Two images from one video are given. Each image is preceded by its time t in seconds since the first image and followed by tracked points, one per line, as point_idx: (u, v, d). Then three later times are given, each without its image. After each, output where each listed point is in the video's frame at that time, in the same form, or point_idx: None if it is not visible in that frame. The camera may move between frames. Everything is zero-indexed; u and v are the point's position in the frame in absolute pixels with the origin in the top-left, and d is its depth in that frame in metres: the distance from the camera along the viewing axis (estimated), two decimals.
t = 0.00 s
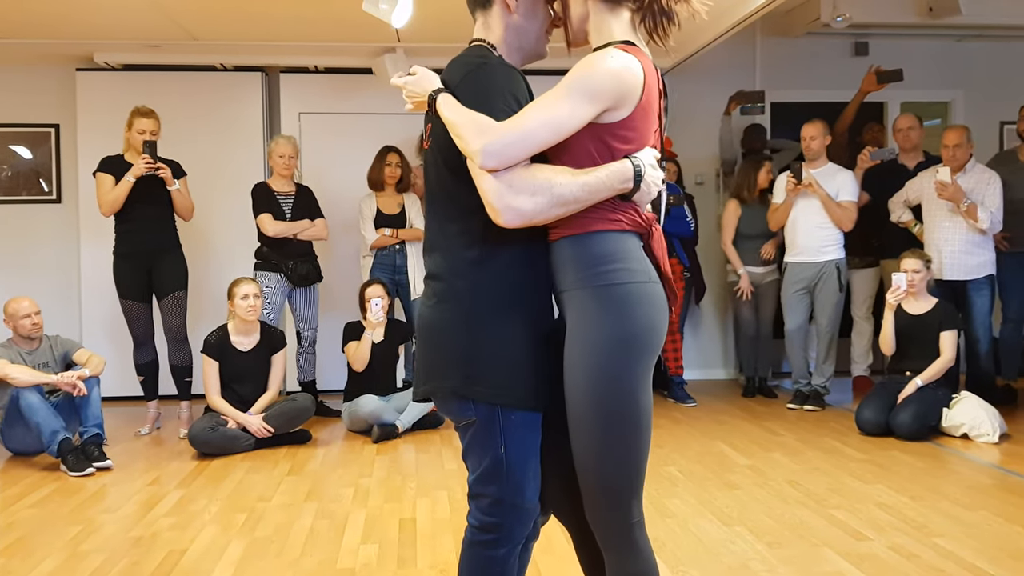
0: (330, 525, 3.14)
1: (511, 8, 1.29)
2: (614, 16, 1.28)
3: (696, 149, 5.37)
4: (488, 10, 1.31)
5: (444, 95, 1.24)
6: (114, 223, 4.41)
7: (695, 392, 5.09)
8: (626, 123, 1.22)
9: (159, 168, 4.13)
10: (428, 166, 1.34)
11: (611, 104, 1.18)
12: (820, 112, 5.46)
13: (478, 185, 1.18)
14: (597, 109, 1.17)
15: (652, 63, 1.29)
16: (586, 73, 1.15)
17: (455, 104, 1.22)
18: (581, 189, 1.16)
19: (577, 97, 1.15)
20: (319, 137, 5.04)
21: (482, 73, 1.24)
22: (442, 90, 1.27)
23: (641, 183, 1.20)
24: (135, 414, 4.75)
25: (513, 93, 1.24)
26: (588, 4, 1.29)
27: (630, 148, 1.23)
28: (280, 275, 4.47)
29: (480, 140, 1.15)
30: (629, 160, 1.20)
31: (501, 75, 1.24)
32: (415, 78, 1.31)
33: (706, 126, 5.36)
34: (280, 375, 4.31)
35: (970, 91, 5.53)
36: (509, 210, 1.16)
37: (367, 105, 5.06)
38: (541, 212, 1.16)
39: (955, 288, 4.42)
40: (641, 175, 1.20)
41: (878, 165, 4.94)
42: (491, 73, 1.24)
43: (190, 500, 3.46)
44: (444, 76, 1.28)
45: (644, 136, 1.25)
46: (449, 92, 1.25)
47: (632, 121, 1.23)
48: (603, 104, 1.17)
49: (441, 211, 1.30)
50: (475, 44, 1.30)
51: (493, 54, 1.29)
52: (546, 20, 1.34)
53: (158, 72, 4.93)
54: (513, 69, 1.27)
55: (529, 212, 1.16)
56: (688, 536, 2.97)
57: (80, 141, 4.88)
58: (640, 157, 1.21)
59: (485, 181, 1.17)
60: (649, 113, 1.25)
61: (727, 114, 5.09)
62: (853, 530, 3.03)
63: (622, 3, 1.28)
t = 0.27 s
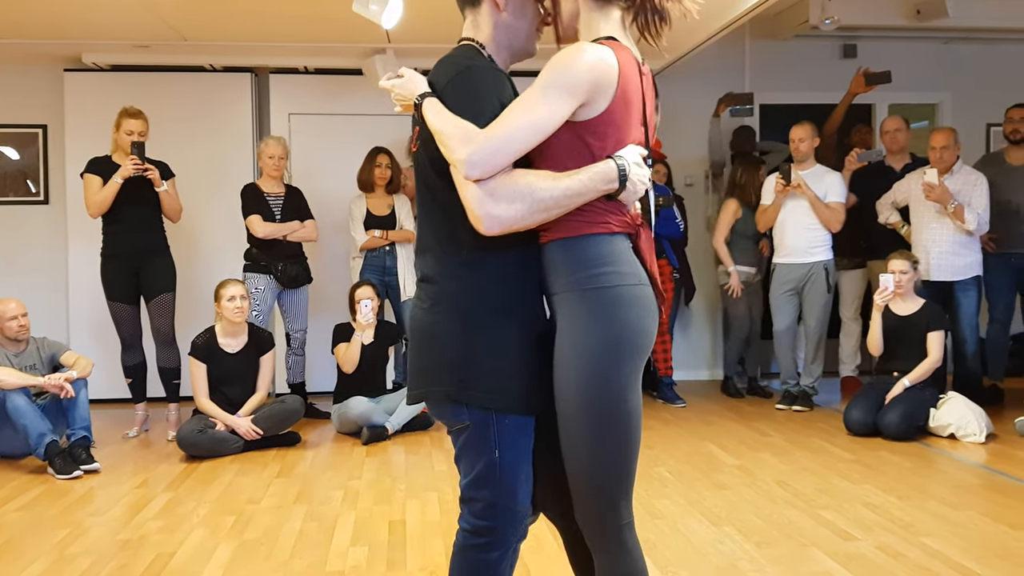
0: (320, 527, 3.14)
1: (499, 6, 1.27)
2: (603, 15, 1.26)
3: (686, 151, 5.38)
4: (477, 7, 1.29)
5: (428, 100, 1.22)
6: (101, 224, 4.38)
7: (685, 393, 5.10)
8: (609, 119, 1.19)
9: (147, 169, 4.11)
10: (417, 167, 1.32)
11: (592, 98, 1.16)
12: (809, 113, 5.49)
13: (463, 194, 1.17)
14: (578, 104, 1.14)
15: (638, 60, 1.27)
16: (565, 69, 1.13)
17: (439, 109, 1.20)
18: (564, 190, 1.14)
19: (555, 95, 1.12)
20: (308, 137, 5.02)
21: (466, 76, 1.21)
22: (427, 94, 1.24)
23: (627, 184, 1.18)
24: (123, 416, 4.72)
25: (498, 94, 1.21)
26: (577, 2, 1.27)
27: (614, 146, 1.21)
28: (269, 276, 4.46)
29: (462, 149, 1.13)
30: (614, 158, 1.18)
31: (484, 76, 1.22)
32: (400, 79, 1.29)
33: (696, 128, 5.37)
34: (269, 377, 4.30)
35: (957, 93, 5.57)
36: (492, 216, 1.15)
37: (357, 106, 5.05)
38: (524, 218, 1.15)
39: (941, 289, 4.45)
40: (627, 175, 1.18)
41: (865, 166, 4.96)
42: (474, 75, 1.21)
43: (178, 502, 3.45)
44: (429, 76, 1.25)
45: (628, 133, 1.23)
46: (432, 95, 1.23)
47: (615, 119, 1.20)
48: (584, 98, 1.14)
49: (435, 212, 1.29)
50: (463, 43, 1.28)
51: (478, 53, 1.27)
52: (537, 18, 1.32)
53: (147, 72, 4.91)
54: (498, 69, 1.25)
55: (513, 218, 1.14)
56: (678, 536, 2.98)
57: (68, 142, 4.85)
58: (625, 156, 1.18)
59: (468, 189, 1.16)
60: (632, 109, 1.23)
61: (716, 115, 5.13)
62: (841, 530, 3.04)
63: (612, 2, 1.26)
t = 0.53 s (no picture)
0: (309, 529, 3.13)
1: (483, 11, 1.27)
2: (582, 15, 1.25)
3: (675, 152, 5.39)
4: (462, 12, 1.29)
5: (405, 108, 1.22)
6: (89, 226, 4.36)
7: (674, 393, 5.11)
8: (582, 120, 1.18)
9: (134, 170, 4.09)
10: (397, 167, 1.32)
11: (564, 104, 1.14)
12: (797, 115, 5.51)
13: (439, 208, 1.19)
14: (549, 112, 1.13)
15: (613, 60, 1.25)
16: (531, 79, 1.11)
17: (413, 121, 1.20)
18: (534, 201, 1.14)
19: (521, 105, 1.11)
20: (297, 138, 5.01)
21: (442, 84, 1.21)
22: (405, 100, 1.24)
23: (604, 181, 1.16)
24: (111, 418, 4.70)
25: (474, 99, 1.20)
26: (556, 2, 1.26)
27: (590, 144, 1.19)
28: (258, 278, 4.45)
29: (431, 165, 1.14)
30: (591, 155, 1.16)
31: (460, 82, 1.21)
32: (380, 81, 1.29)
33: (685, 128, 5.39)
34: (257, 378, 4.29)
35: (944, 95, 5.60)
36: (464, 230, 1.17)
37: (347, 107, 5.05)
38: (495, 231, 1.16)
39: (929, 290, 4.47)
40: (603, 172, 1.16)
41: (853, 167, 4.98)
42: (449, 82, 1.21)
43: (166, 504, 3.43)
44: (406, 80, 1.25)
45: (604, 129, 1.21)
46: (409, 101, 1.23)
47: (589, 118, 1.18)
48: (554, 107, 1.12)
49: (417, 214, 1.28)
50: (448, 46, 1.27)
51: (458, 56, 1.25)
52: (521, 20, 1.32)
53: (135, 73, 4.89)
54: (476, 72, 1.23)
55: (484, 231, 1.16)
56: (667, 537, 2.99)
57: (55, 143, 4.83)
58: (600, 152, 1.17)
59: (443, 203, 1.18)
60: (606, 106, 1.21)
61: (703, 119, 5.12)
62: (829, 530, 3.06)
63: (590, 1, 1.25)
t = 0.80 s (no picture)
0: (299, 531, 3.13)
1: (466, 19, 1.27)
2: (553, 16, 1.24)
3: (664, 155, 5.40)
4: (446, 21, 1.29)
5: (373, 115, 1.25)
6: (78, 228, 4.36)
7: (663, 396, 5.12)
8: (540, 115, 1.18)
9: (123, 172, 4.08)
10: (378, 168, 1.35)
11: (513, 101, 1.14)
12: (786, 117, 5.52)
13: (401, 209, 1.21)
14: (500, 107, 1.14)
15: (579, 60, 1.24)
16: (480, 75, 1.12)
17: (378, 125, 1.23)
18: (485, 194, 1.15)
19: (468, 104, 1.12)
20: (286, 140, 5.01)
21: (410, 86, 1.23)
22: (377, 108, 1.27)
23: (564, 176, 1.16)
24: (100, 421, 4.69)
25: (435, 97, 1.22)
26: (529, 6, 1.26)
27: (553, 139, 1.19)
28: (247, 280, 4.45)
29: (386, 164, 1.17)
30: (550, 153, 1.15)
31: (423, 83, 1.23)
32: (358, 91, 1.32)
33: (673, 131, 5.40)
34: (246, 381, 4.29)
35: (932, 98, 5.62)
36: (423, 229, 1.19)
37: (336, 110, 5.06)
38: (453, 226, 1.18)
39: (918, 292, 4.48)
40: (562, 167, 1.15)
41: (841, 170, 5.00)
42: (415, 84, 1.23)
43: (156, 507, 3.43)
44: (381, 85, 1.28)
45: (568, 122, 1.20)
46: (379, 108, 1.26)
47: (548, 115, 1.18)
48: (504, 102, 1.13)
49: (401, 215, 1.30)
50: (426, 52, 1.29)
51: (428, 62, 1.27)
52: (506, 28, 1.31)
53: (125, 75, 4.89)
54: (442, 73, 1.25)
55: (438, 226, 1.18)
56: (656, 539, 2.99)
57: (45, 145, 4.82)
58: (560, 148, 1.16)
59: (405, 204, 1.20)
60: (565, 101, 1.19)
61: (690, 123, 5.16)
62: (818, 531, 3.06)
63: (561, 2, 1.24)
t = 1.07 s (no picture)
0: (292, 534, 3.13)
1: (459, 24, 1.27)
2: (537, 15, 1.25)
3: (656, 158, 5.40)
4: (443, 29, 1.30)
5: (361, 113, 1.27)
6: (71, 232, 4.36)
7: (657, 399, 5.11)
8: (518, 109, 1.17)
9: (117, 176, 4.09)
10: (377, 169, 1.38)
11: (485, 94, 1.15)
12: (778, 120, 5.52)
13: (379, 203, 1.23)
14: (474, 101, 1.15)
15: (562, 55, 1.23)
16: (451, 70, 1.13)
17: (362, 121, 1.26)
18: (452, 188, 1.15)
19: (439, 96, 1.13)
20: (280, 144, 5.02)
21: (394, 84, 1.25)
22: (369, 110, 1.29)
23: (541, 171, 1.14)
24: (94, 424, 4.70)
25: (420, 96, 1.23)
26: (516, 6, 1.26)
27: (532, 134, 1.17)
28: (241, 283, 4.45)
29: (359, 156, 1.19)
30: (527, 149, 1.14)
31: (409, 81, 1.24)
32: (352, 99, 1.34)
33: (664, 135, 5.40)
34: (240, 384, 4.29)
35: (924, 101, 5.62)
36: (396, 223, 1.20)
37: (330, 113, 5.07)
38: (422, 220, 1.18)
39: (911, 295, 4.48)
40: (539, 162, 1.13)
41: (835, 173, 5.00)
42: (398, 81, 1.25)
43: (149, 510, 3.43)
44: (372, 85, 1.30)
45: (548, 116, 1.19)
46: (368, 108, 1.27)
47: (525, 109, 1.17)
48: (476, 95, 1.14)
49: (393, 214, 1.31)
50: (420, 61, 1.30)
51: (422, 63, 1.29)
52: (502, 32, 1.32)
53: (119, 79, 4.90)
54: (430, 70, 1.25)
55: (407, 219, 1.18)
56: (648, 542, 2.99)
57: (39, 149, 4.83)
58: (538, 143, 1.14)
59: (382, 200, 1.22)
60: (542, 94, 1.18)
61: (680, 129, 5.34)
62: (812, 534, 3.06)
63: (545, 1, 1.24)
